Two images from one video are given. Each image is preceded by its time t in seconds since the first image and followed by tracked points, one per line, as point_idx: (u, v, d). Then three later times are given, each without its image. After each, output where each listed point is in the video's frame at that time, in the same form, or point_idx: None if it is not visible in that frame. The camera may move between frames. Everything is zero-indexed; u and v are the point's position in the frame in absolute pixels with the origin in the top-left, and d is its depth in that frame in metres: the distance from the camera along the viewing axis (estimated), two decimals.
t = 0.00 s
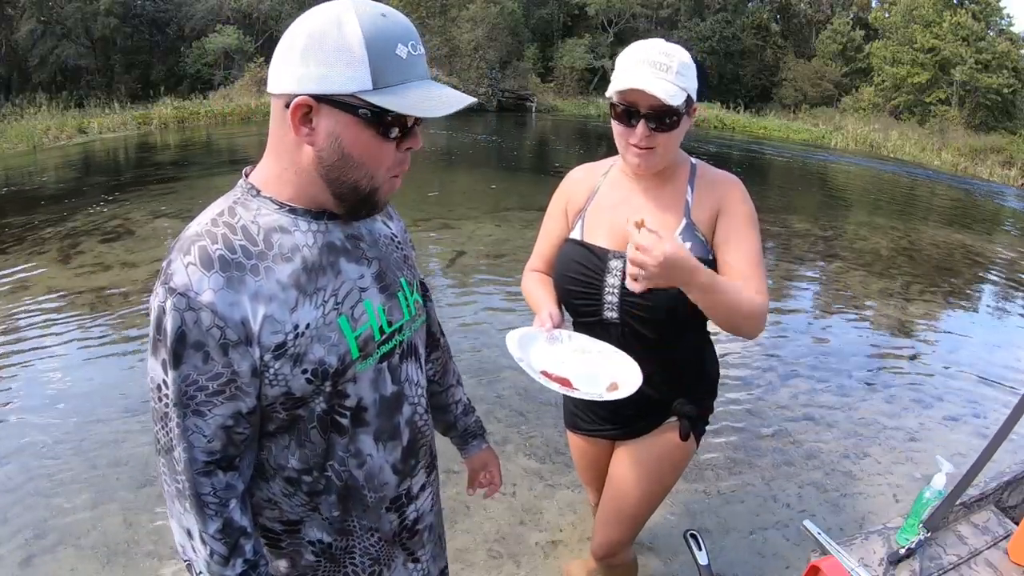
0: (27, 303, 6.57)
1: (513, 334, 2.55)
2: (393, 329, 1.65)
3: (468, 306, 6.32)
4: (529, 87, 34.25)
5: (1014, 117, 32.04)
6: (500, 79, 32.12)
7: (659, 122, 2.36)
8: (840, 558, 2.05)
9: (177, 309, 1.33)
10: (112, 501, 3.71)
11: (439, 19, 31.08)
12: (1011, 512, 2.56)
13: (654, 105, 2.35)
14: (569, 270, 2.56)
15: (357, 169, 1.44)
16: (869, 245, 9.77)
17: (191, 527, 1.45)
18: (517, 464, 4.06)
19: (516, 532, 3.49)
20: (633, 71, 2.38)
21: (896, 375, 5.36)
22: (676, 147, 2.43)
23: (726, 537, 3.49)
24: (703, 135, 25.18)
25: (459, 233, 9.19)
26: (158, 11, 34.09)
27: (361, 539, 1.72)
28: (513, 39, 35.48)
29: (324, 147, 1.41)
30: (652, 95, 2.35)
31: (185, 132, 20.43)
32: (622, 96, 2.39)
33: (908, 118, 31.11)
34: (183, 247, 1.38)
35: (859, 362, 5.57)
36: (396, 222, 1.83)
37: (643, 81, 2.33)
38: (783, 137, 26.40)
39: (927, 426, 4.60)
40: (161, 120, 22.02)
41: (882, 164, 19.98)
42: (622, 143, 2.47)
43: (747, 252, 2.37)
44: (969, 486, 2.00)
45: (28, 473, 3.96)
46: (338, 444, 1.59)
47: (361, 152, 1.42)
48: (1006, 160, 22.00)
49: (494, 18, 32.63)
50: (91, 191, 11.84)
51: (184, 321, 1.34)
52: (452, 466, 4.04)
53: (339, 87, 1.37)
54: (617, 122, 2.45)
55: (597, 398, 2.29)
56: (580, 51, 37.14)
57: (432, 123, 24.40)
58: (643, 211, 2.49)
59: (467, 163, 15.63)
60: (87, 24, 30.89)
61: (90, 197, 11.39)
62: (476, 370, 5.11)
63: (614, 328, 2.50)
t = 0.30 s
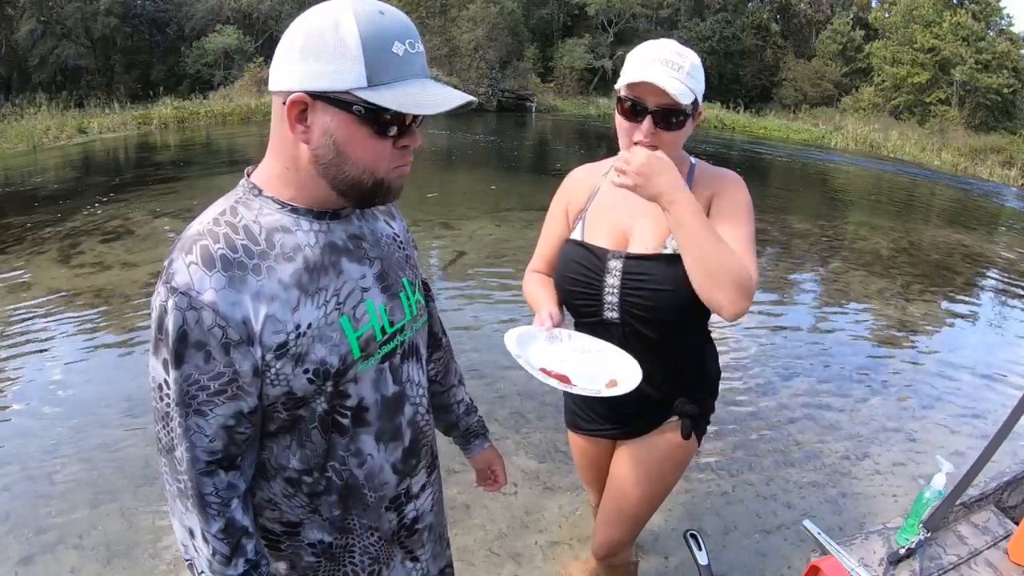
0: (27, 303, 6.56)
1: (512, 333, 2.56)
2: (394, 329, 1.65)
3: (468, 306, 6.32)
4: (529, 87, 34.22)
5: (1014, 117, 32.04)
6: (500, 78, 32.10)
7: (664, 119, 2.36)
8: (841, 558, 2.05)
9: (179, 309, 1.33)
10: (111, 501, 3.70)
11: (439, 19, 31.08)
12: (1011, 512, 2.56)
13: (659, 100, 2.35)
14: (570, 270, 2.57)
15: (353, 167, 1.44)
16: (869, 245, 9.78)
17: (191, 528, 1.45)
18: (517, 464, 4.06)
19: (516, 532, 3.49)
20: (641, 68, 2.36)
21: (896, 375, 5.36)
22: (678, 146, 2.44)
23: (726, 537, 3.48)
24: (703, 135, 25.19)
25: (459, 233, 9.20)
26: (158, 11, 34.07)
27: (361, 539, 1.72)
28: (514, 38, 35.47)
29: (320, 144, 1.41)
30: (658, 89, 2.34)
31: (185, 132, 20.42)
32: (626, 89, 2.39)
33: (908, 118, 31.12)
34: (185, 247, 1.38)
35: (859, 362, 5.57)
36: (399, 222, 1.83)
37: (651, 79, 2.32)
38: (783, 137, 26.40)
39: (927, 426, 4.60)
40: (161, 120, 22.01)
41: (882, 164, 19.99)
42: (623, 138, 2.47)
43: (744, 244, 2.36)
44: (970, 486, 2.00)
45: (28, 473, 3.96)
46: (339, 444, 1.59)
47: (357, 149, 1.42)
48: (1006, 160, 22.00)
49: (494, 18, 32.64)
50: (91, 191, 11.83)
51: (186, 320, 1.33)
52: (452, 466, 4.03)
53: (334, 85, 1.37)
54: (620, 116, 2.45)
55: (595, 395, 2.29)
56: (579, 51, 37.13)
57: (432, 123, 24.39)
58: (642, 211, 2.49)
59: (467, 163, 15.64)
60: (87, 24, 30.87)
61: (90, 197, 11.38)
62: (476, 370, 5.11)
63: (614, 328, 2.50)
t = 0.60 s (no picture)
0: (26, 303, 6.56)
1: (509, 331, 2.56)
2: (394, 329, 1.65)
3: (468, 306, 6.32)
4: (529, 87, 34.19)
5: (1014, 117, 32.04)
6: (501, 78, 32.07)
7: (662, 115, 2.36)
8: (841, 558, 2.05)
9: (179, 307, 1.33)
10: (110, 502, 3.69)
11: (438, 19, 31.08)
12: (1011, 512, 2.56)
13: (657, 95, 2.35)
14: (570, 270, 2.57)
15: (354, 165, 1.44)
16: (869, 245, 9.78)
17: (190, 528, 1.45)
18: (517, 464, 4.06)
19: (516, 532, 3.49)
20: (641, 66, 2.36)
21: (896, 375, 5.36)
22: (677, 144, 2.44)
23: (725, 537, 3.49)
24: (703, 135, 25.19)
25: (458, 233, 9.20)
26: (158, 11, 34.08)
27: (361, 539, 1.72)
28: (514, 38, 35.46)
29: (320, 143, 1.41)
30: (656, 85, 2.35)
31: (185, 132, 20.41)
32: (625, 86, 2.40)
33: (908, 118, 31.12)
34: (185, 246, 1.38)
35: (859, 362, 5.56)
36: (400, 223, 1.82)
37: (648, 76, 2.33)
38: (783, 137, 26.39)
39: (927, 426, 4.60)
40: (161, 120, 22.01)
41: (882, 164, 20.00)
42: (622, 136, 2.47)
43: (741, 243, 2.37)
44: (970, 486, 2.00)
45: (28, 473, 3.96)
46: (340, 444, 1.59)
47: (356, 148, 1.42)
48: (1006, 160, 22.00)
49: (494, 18, 32.65)
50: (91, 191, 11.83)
51: (185, 319, 1.33)
52: (452, 466, 4.03)
53: (333, 84, 1.37)
54: (618, 112, 2.46)
55: (588, 393, 2.27)
56: (579, 51, 37.11)
57: (432, 123, 24.38)
58: (643, 211, 2.49)
59: (467, 163, 15.64)
60: (87, 24, 30.86)
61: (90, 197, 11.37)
62: (476, 370, 5.11)
63: (613, 328, 2.50)
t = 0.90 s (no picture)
0: (26, 303, 6.56)
1: (506, 333, 2.55)
2: (395, 328, 1.65)
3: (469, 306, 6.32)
4: (529, 87, 34.19)
5: (1014, 117, 32.03)
6: (501, 78, 32.08)
7: (654, 103, 2.38)
8: (841, 558, 2.05)
9: (180, 305, 1.33)
10: (110, 502, 3.70)
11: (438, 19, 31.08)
12: (1011, 512, 2.56)
13: (649, 82, 2.40)
14: (569, 270, 2.56)
15: (353, 164, 1.44)
16: (869, 245, 9.77)
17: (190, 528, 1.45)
18: (517, 464, 4.06)
19: (516, 532, 3.49)
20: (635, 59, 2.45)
21: (896, 374, 5.36)
22: (675, 138, 2.45)
23: (725, 537, 3.49)
24: (702, 135, 25.18)
25: (458, 233, 9.20)
26: (158, 11, 34.07)
27: (361, 539, 1.71)
28: (513, 38, 35.45)
29: (318, 142, 1.42)
30: (648, 73, 2.41)
31: (185, 132, 20.41)
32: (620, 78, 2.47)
33: (908, 118, 31.12)
34: (186, 244, 1.37)
35: (859, 362, 5.56)
36: (401, 221, 1.82)
37: (640, 60, 2.41)
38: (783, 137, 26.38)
39: (927, 426, 4.60)
40: (161, 120, 22.02)
41: (881, 164, 20.00)
42: (617, 131, 2.48)
43: (756, 256, 2.42)
44: (970, 486, 2.00)
45: (27, 473, 3.96)
46: (340, 444, 1.59)
47: (354, 146, 1.42)
48: (1006, 160, 22.00)
49: (494, 18, 32.64)
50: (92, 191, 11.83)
51: (186, 317, 1.33)
52: (452, 466, 4.03)
53: (331, 82, 1.37)
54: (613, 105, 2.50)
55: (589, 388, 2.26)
56: (579, 51, 37.11)
57: (432, 123, 24.38)
58: (645, 211, 2.50)
59: (467, 163, 15.64)
60: (87, 24, 30.88)
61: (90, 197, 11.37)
62: (476, 370, 5.11)
63: (613, 329, 2.49)
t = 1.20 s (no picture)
0: (26, 303, 6.57)
1: (505, 336, 2.53)
2: (395, 328, 1.66)
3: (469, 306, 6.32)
4: (529, 87, 34.20)
5: (1014, 117, 32.05)
6: (501, 78, 32.08)
7: (660, 100, 2.38)
8: (841, 558, 2.05)
9: (178, 304, 1.32)
10: (110, 502, 3.70)
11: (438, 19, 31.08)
12: (1011, 512, 2.56)
13: (652, 78, 2.41)
14: (577, 272, 2.56)
15: (323, 152, 1.42)
16: (869, 245, 9.77)
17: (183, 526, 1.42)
18: (518, 464, 4.06)
19: (517, 532, 3.48)
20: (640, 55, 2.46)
21: (896, 374, 5.37)
22: (677, 135, 2.45)
23: (726, 537, 3.48)
24: (702, 135, 25.19)
25: (458, 233, 9.20)
26: (158, 11, 34.05)
27: (359, 537, 1.71)
28: (513, 38, 35.44)
29: (294, 130, 1.43)
30: (652, 70, 2.42)
31: (185, 132, 20.41)
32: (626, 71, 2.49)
33: (908, 118, 31.13)
34: (186, 243, 1.37)
35: (860, 362, 5.56)
36: (402, 221, 1.84)
37: (645, 57, 2.42)
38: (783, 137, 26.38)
39: (928, 426, 4.60)
40: (161, 120, 22.03)
41: (881, 164, 20.02)
42: (620, 126, 2.49)
43: (759, 258, 2.46)
44: (970, 486, 2.01)
45: (28, 473, 3.96)
46: (340, 444, 1.59)
47: (324, 131, 1.41)
48: (1006, 160, 22.01)
49: (495, 19, 32.67)
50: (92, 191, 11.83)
51: (184, 316, 1.33)
52: (452, 466, 4.03)
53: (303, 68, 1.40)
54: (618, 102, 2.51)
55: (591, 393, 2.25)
56: (579, 51, 37.11)
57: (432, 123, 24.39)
58: (651, 212, 2.51)
59: (467, 163, 15.64)
60: (87, 24, 30.91)
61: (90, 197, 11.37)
62: (476, 369, 5.12)
63: (622, 330, 2.50)
